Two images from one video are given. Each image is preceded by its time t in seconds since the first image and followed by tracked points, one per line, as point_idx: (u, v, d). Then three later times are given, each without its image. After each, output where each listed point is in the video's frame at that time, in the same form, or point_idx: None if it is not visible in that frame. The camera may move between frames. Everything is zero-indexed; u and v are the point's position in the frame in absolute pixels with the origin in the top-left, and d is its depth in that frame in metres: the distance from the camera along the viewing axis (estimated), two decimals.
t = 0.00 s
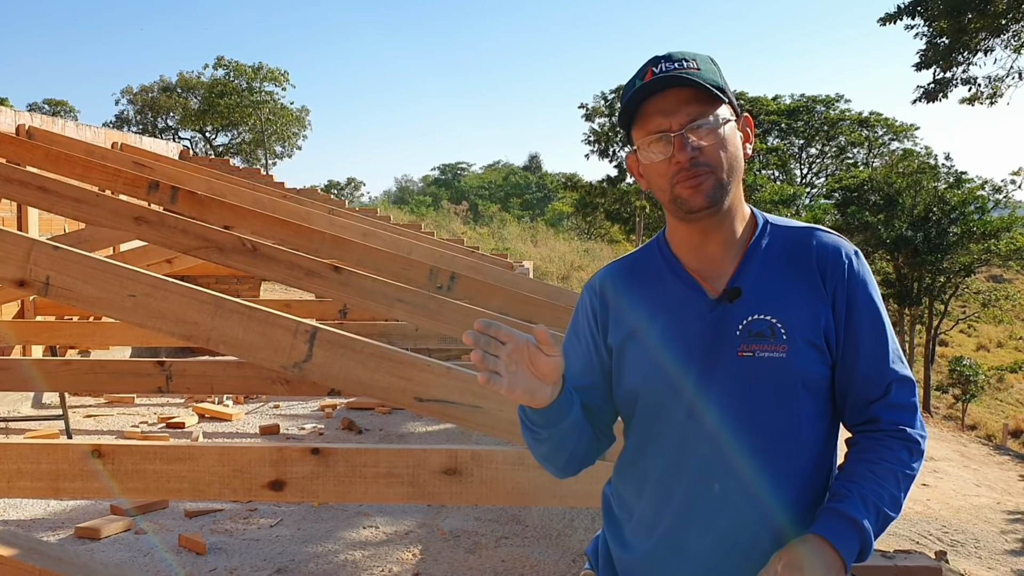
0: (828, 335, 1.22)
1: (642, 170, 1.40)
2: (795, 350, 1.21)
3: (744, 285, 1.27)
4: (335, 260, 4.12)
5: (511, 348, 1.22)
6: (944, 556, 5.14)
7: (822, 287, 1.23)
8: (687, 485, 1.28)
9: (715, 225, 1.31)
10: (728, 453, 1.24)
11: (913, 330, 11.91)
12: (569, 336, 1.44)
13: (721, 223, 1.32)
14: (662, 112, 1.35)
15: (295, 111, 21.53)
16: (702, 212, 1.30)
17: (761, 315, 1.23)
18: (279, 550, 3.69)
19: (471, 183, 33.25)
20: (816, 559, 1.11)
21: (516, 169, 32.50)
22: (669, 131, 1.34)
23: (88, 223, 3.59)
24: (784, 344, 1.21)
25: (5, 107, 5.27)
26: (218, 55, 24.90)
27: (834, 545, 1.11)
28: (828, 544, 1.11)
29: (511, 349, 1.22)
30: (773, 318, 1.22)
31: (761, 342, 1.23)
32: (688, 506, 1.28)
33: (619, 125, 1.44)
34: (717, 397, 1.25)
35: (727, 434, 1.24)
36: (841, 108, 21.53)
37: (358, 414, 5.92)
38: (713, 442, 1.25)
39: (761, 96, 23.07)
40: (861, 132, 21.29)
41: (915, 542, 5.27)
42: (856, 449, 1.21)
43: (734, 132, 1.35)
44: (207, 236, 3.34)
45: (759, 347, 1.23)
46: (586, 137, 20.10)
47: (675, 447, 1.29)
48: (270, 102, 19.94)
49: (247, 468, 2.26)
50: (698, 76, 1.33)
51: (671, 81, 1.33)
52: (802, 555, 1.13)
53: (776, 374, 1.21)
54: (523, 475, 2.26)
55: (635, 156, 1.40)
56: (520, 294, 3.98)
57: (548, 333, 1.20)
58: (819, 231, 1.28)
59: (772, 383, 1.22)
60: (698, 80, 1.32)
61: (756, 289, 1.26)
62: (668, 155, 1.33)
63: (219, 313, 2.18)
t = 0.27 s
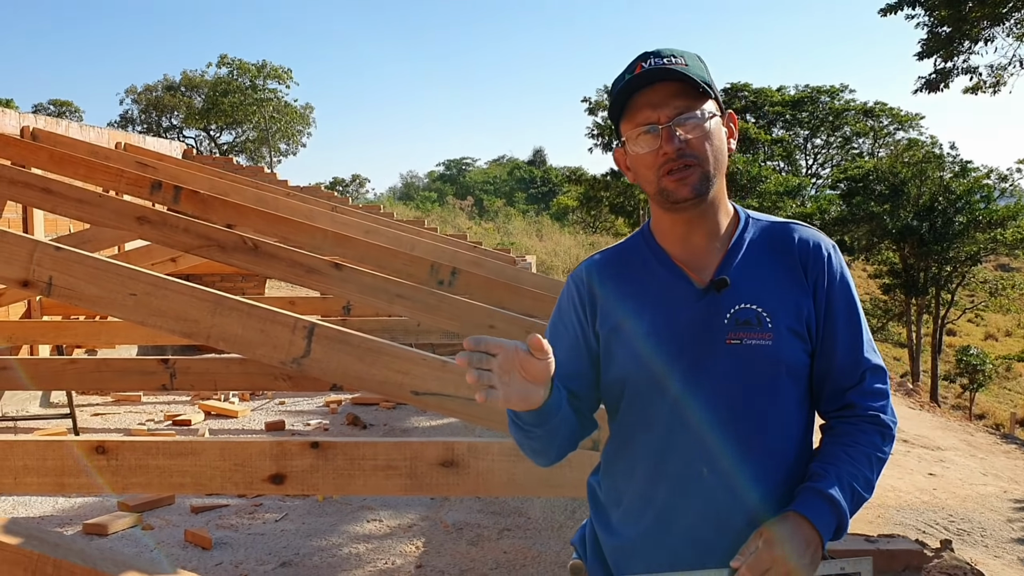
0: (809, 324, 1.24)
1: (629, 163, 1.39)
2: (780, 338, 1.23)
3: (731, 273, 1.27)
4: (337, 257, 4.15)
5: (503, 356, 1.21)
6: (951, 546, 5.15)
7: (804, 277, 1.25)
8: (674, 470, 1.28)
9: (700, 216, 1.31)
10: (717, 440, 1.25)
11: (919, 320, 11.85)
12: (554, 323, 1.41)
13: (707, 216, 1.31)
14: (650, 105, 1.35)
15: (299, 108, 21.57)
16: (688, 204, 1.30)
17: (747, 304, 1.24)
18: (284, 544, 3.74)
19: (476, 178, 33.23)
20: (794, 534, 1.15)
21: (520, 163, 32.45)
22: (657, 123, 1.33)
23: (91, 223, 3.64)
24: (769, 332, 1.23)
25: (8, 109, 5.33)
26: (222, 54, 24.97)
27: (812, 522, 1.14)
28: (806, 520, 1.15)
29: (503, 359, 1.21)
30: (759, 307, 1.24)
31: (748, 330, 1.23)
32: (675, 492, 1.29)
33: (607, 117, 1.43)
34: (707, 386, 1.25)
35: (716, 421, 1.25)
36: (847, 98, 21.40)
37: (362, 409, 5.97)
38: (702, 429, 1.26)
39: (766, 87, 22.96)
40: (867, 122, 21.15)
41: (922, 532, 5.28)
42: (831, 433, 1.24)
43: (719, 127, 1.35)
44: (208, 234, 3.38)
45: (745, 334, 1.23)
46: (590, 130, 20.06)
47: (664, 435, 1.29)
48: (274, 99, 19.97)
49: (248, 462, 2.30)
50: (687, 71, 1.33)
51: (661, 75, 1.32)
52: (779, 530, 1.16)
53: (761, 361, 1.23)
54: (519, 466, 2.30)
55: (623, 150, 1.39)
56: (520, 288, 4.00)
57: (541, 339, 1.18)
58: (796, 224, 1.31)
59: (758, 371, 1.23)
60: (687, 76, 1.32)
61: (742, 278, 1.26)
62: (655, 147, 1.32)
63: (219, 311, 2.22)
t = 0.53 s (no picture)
0: (784, 321, 1.27)
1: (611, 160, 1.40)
2: (756, 334, 1.25)
3: (708, 271, 1.29)
4: (342, 256, 4.18)
5: (521, 343, 1.21)
6: (960, 549, 5.12)
7: (778, 276, 1.28)
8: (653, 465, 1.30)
9: (677, 215, 1.32)
10: (694, 435, 1.26)
11: (931, 322, 11.69)
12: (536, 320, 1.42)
13: (686, 214, 1.33)
14: (633, 103, 1.35)
15: (310, 109, 21.64)
16: (665, 201, 1.31)
17: (724, 302, 1.26)
18: (286, 540, 3.78)
19: (487, 179, 33.17)
20: (771, 526, 1.16)
21: (531, 163, 32.39)
22: (639, 121, 1.34)
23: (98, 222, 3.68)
24: (745, 329, 1.25)
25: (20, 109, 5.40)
26: (235, 55, 25.08)
27: (788, 514, 1.16)
28: (782, 512, 1.16)
29: (518, 348, 1.22)
30: (735, 304, 1.25)
31: (725, 327, 1.25)
32: (654, 485, 1.31)
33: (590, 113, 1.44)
34: (686, 383, 1.26)
35: (693, 418, 1.26)
36: (859, 99, 21.21)
37: (368, 408, 6.00)
38: (680, 425, 1.27)
39: (779, 87, 22.78)
40: (880, 122, 20.94)
41: (930, 535, 5.25)
42: (806, 427, 1.27)
43: (700, 129, 1.36)
44: (213, 233, 3.42)
45: (722, 332, 1.25)
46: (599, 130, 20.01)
47: (644, 431, 1.30)
48: (286, 99, 20.03)
49: (246, 457, 2.34)
50: (671, 73, 1.34)
51: (645, 75, 1.33)
52: (757, 522, 1.17)
53: (738, 358, 1.25)
54: (511, 461, 2.33)
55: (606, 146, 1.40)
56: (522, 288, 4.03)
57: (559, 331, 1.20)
58: (770, 223, 1.34)
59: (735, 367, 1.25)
60: (670, 77, 1.33)
61: (719, 277, 1.28)
62: (636, 145, 1.34)
63: (217, 308, 2.25)
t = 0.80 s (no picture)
0: (748, 317, 1.25)
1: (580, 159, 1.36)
2: (720, 330, 1.22)
3: (674, 269, 1.26)
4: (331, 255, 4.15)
5: (430, 302, 1.22)
6: (947, 546, 5.17)
7: (741, 271, 1.26)
8: (620, 466, 1.27)
9: (644, 211, 1.29)
10: (658, 433, 1.23)
11: (923, 321, 11.67)
12: (506, 320, 1.41)
13: (653, 212, 1.30)
14: (602, 102, 1.33)
15: (304, 109, 21.57)
16: (632, 197, 1.28)
17: (688, 297, 1.23)
18: (274, 537, 3.77)
19: (482, 178, 33.14)
20: (733, 514, 1.13)
21: (525, 163, 32.37)
22: (607, 120, 1.31)
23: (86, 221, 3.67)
24: (710, 324, 1.22)
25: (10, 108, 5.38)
26: (227, 54, 24.97)
27: (750, 503, 1.14)
28: (744, 500, 1.14)
29: (432, 307, 1.22)
30: (700, 301, 1.23)
31: (689, 323, 1.22)
32: (618, 483, 1.27)
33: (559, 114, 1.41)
34: (652, 381, 1.23)
35: (657, 415, 1.23)
36: (852, 98, 21.25)
37: (358, 406, 6.02)
38: (644, 423, 1.24)
39: (772, 87, 22.79)
40: (873, 122, 20.98)
41: (919, 532, 5.29)
42: (769, 419, 1.25)
43: (667, 130, 1.33)
44: (199, 232, 3.43)
45: (687, 328, 1.22)
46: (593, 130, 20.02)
47: (608, 428, 1.27)
48: (279, 99, 19.94)
49: (229, 453, 2.36)
50: (638, 73, 1.31)
51: (612, 74, 1.31)
52: (720, 509, 1.14)
53: (703, 354, 1.22)
54: (490, 457, 2.35)
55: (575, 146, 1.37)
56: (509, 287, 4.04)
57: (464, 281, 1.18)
58: (736, 220, 1.32)
59: (699, 363, 1.22)
60: (638, 77, 1.30)
61: (684, 273, 1.25)
62: (604, 142, 1.30)
63: (200, 305, 2.24)
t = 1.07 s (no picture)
0: (715, 311, 1.25)
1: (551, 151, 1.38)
2: (685, 325, 1.22)
3: (638, 266, 1.27)
4: (324, 255, 4.08)
5: (373, 295, 1.36)
6: (943, 540, 5.20)
7: (708, 268, 1.26)
8: (589, 460, 1.29)
9: (609, 206, 1.31)
10: (624, 429, 1.25)
11: (919, 317, 11.64)
12: (488, 321, 1.48)
13: (621, 208, 1.32)
14: (575, 96, 1.34)
15: (300, 108, 21.53)
16: (597, 193, 1.30)
17: (654, 294, 1.24)
18: (268, 535, 3.69)
19: (478, 176, 33.10)
20: (704, 506, 1.14)
21: (521, 160, 32.35)
22: (579, 114, 1.32)
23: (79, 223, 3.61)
24: (675, 320, 1.22)
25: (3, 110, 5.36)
26: (223, 54, 24.89)
27: (722, 495, 1.14)
28: (715, 493, 1.14)
29: (374, 297, 1.36)
30: (666, 297, 1.23)
31: (655, 319, 1.23)
32: (587, 476, 1.29)
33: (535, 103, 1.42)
34: (616, 377, 1.25)
35: (623, 409, 1.24)
36: (847, 94, 21.23)
37: (353, 405, 6.04)
38: (611, 419, 1.25)
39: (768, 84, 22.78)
40: (868, 117, 20.97)
41: (914, 526, 5.32)
42: (740, 412, 1.26)
43: (639, 131, 1.34)
44: (192, 231, 3.41)
45: (652, 324, 1.23)
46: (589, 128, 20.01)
47: (577, 422, 1.30)
48: (275, 98, 19.87)
49: (220, 450, 2.26)
50: (616, 74, 1.32)
51: (587, 69, 1.32)
52: (690, 502, 1.15)
53: (668, 349, 1.22)
54: (480, 454, 2.26)
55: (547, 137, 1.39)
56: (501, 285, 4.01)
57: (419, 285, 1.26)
58: (706, 216, 1.32)
59: (665, 359, 1.22)
60: (612, 76, 1.31)
61: (650, 270, 1.26)
62: (574, 134, 1.31)
63: (189, 304, 2.10)
